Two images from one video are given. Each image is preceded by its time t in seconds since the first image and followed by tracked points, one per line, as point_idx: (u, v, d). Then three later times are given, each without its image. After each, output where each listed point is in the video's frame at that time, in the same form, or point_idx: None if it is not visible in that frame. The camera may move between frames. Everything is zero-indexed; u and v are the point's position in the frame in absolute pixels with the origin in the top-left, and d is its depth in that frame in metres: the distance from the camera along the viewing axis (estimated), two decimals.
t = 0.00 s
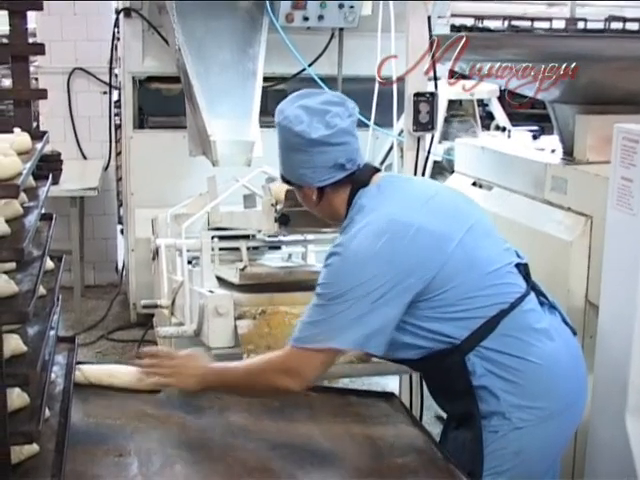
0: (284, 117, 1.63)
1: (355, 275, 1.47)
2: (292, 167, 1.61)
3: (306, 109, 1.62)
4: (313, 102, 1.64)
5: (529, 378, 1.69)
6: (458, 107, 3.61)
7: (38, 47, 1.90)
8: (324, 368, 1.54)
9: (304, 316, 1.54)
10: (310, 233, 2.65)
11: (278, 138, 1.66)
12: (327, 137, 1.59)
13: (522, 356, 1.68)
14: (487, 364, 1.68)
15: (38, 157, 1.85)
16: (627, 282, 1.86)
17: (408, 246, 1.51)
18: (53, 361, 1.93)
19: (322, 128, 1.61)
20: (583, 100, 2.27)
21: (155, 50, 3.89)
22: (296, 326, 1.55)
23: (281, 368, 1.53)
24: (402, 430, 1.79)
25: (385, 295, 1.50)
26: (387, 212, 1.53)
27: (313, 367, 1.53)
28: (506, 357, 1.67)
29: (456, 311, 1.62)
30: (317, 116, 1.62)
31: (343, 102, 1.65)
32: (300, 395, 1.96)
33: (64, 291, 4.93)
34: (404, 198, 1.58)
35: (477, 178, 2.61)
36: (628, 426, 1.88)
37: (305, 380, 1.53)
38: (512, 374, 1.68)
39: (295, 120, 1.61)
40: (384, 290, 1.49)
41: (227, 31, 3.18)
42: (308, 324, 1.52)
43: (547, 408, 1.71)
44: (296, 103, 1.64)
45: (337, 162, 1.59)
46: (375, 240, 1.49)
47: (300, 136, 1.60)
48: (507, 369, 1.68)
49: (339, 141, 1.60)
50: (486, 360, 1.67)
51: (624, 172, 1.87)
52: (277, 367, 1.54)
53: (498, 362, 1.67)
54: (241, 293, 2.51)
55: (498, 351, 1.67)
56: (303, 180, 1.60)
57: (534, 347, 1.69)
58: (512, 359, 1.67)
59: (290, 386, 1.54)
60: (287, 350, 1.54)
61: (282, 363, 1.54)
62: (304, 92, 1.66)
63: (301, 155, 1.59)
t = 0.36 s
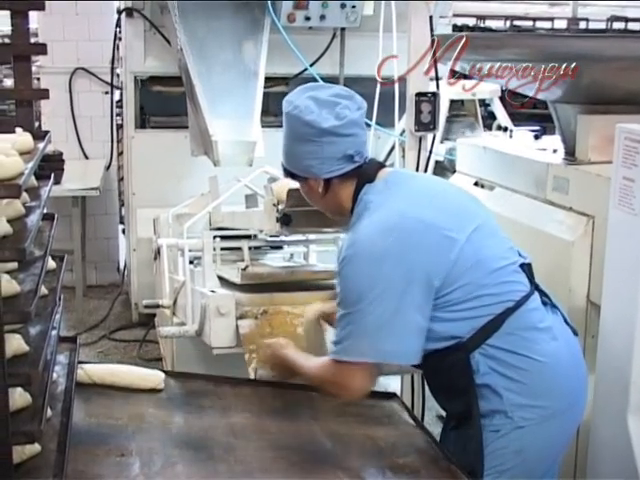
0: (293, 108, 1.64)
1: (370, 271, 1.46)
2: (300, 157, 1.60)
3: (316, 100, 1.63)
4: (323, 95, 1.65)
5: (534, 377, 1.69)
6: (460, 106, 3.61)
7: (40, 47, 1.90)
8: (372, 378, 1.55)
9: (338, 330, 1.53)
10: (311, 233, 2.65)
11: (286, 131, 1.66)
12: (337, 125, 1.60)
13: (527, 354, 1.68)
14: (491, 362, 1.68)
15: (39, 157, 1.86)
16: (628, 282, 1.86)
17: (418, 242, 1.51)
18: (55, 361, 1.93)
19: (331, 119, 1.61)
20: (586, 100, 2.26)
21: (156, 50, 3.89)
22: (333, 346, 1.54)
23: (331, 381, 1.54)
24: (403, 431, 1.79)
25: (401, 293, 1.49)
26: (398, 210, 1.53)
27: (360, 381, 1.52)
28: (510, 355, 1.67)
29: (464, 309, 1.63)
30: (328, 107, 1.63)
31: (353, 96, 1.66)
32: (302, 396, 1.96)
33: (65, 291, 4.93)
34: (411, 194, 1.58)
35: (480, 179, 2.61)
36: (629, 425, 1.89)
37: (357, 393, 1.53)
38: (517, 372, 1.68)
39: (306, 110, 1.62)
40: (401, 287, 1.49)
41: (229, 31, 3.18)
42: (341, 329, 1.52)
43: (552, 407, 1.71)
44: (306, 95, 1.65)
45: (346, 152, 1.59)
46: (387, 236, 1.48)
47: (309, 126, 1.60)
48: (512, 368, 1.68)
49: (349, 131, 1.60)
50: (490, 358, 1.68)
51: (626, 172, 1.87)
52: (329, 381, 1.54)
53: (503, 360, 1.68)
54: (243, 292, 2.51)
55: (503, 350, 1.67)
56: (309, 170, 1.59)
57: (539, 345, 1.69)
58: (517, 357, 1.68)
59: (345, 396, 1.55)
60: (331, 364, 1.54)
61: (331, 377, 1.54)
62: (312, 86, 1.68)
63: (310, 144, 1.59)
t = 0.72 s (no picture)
0: (301, 102, 1.63)
1: (378, 272, 1.47)
2: (306, 151, 1.57)
3: (325, 96, 1.62)
4: (330, 92, 1.65)
5: (537, 377, 1.69)
6: (461, 107, 3.61)
7: (41, 47, 1.90)
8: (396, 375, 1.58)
9: (354, 335, 1.54)
10: (313, 233, 2.65)
11: (289, 126, 1.64)
12: (348, 122, 1.61)
13: (529, 353, 1.68)
14: (494, 362, 1.68)
15: (40, 158, 1.86)
16: (629, 282, 1.86)
17: (424, 241, 1.52)
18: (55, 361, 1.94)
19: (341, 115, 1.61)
20: (587, 100, 2.25)
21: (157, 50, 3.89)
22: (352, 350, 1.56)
23: (360, 383, 1.56)
24: (404, 431, 1.79)
25: (411, 292, 1.50)
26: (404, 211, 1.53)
27: (387, 383, 1.55)
28: (514, 355, 1.68)
29: (469, 308, 1.63)
30: (336, 103, 1.63)
31: (357, 95, 1.67)
32: (302, 396, 1.96)
33: (66, 292, 4.94)
34: (415, 195, 1.59)
35: (481, 180, 2.61)
36: (630, 426, 1.89)
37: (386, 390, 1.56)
38: (520, 372, 1.68)
39: (316, 105, 1.61)
40: (410, 287, 1.49)
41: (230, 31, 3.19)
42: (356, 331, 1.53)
43: (554, 407, 1.71)
44: (313, 91, 1.64)
45: (354, 148, 1.59)
46: (393, 236, 1.49)
47: (319, 121, 1.60)
48: (515, 368, 1.68)
49: (359, 128, 1.61)
50: (493, 358, 1.68)
51: (627, 173, 1.87)
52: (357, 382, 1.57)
53: (506, 361, 1.68)
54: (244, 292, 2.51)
55: (507, 350, 1.67)
56: (317, 165, 1.57)
57: (541, 345, 1.69)
58: (520, 358, 1.68)
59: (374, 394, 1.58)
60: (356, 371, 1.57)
61: (358, 381, 1.56)
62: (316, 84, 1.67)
63: (320, 138, 1.58)
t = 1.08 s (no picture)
0: (305, 103, 1.61)
1: (379, 276, 1.46)
2: (310, 151, 1.56)
3: (329, 98, 1.62)
4: (331, 94, 1.65)
5: (538, 377, 1.70)
6: (462, 108, 3.61)
7: (43, 48, 1.91)
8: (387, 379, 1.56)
9: (348, 339, 1.52)
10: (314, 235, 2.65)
11: (289, 125, 1.62)
12: (352, 125, 1.61)
13: (529, 353, 1.69)
14: (495, 364, 1.68)
15: (42, 158, 1.87)
16: (631, 283, 1.86)
17: (423, 244, 1.52)
18: (57, 362, 1.95)
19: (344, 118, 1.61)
20: (589, 100, 2.24)
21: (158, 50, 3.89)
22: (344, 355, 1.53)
23: (348, 391, 1.54)
24: (405, 433, 1.80)
25: (412, 295, 1.50)
26: (401, 214, 1.53)
27: (378, 388, 1.53)
28: (514, 355, 1.68)
29: (467, 311, 1.63)
30: (339, 105, 1.63)
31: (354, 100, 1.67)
32: (304, 398, 1.96)
33: (68, 292, 4.94)
34: (411, 198, 1.58)
35: (483, 181, 2.60)
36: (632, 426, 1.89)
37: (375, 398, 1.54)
38: (521, 373, 1.69)
39: (320, 106, 1.61)
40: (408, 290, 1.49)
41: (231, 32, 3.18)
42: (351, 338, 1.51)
43: (555, 406, 1.72)
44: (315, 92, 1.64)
45: (356, 152, 1.60)
46: (392, 239, 1.48)
47: (324, 122, 1.59)
48: (515, 369, 1.69)
49: (360, 132, 1.62)
50: (494, 360, 1.68)
51: (628, 174, 1.87)
52: (345, 390, 1.54)
53: (506, 362, 1.68)
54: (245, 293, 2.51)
55: (507, 351, 1.68)
56: (320, 167, 1.56)
57: (541, 345, 1.70)
58: (521, 358, 1.68)
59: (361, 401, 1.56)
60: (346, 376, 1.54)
61: (347, 388, 1.54)
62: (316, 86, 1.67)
63: (325, 140, 1.57)
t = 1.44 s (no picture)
0: (299, 109, 1.58)
1: (376, 283, 1.43)
2: (305, 157, 1.52)
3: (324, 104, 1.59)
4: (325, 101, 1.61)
5: (540, 379, 1.68)
6: (466, 108, 3.53)
7: (44, 47, 1.90)
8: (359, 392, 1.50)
9: (334, 341, 1.48)
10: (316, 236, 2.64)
11: (282, 131, 1.58)
12: (346, 131, 1.57)
13: (530, 355, 1.67)
14: (496, 367, 1.67)
15: (43, 158, 1.86)
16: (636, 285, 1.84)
17: (420, 248, 1.48)
18: (58, 364, 1.95)
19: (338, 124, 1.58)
20: (594, 100, 2.22)
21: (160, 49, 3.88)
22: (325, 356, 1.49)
23: (323, 398, 1.49)
24: (408, 437, 1.78)
25: (408, 302, 1.46)
26: (398, 218, 1.50)
27: (354, 394, 1.48)
28: (514, 357, 1.67)
29: (464, 316, 1.61)
30: (333, 111, 1.59)
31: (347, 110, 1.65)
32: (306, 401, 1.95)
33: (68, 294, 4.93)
34: (407, 202, 1.55)
35: (487, 182, 2.58)
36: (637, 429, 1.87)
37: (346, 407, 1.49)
38: (522, 375, 1.67)
39: (315, 111, 1.57)
40: (404, 295, 1.46)
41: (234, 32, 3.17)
42: (338, 346, 1.47)
43: (558, 408, 1.70)
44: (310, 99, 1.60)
45: (351, 158, 1.56)
46: (389, 244, 1.45)
47: (319, 128, 1.56)
48: (517, 371, 1.67)
49: (355, 138, 1.58)
50: (494, 363, 1.66)
51: (634, 174, 1.85)
52: (319, 398, 1.49)
53: (506, 365, 1.67)
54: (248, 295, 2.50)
55: (508, 354, 1.66)
56: (316, 173, 1.52)
57: (541, 346, 1.69)
58: (521, 360, 1.67)
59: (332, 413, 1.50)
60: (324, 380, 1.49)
61: (323, 393, 1.49)
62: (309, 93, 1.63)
63: (320, 146, 1.53)
